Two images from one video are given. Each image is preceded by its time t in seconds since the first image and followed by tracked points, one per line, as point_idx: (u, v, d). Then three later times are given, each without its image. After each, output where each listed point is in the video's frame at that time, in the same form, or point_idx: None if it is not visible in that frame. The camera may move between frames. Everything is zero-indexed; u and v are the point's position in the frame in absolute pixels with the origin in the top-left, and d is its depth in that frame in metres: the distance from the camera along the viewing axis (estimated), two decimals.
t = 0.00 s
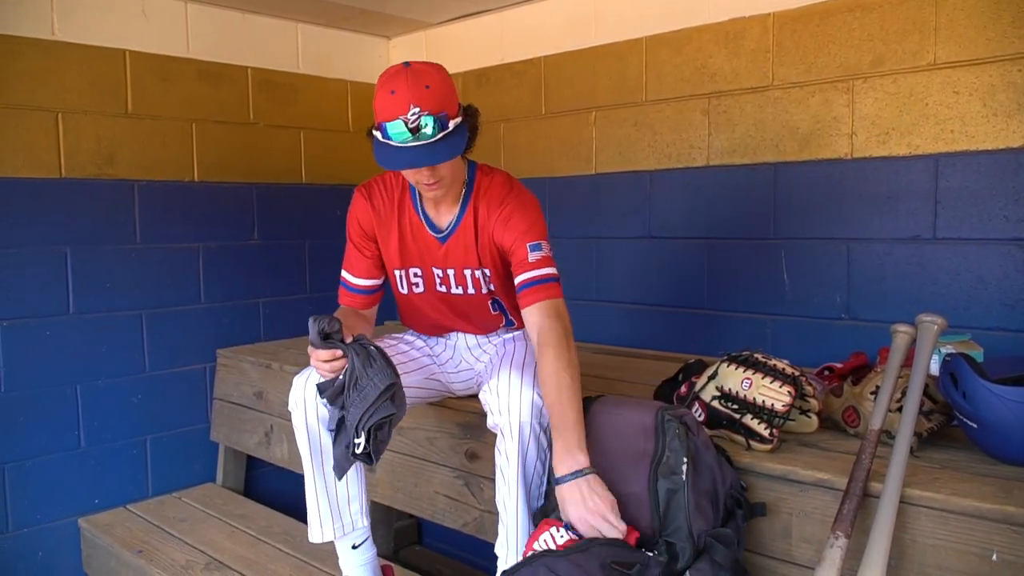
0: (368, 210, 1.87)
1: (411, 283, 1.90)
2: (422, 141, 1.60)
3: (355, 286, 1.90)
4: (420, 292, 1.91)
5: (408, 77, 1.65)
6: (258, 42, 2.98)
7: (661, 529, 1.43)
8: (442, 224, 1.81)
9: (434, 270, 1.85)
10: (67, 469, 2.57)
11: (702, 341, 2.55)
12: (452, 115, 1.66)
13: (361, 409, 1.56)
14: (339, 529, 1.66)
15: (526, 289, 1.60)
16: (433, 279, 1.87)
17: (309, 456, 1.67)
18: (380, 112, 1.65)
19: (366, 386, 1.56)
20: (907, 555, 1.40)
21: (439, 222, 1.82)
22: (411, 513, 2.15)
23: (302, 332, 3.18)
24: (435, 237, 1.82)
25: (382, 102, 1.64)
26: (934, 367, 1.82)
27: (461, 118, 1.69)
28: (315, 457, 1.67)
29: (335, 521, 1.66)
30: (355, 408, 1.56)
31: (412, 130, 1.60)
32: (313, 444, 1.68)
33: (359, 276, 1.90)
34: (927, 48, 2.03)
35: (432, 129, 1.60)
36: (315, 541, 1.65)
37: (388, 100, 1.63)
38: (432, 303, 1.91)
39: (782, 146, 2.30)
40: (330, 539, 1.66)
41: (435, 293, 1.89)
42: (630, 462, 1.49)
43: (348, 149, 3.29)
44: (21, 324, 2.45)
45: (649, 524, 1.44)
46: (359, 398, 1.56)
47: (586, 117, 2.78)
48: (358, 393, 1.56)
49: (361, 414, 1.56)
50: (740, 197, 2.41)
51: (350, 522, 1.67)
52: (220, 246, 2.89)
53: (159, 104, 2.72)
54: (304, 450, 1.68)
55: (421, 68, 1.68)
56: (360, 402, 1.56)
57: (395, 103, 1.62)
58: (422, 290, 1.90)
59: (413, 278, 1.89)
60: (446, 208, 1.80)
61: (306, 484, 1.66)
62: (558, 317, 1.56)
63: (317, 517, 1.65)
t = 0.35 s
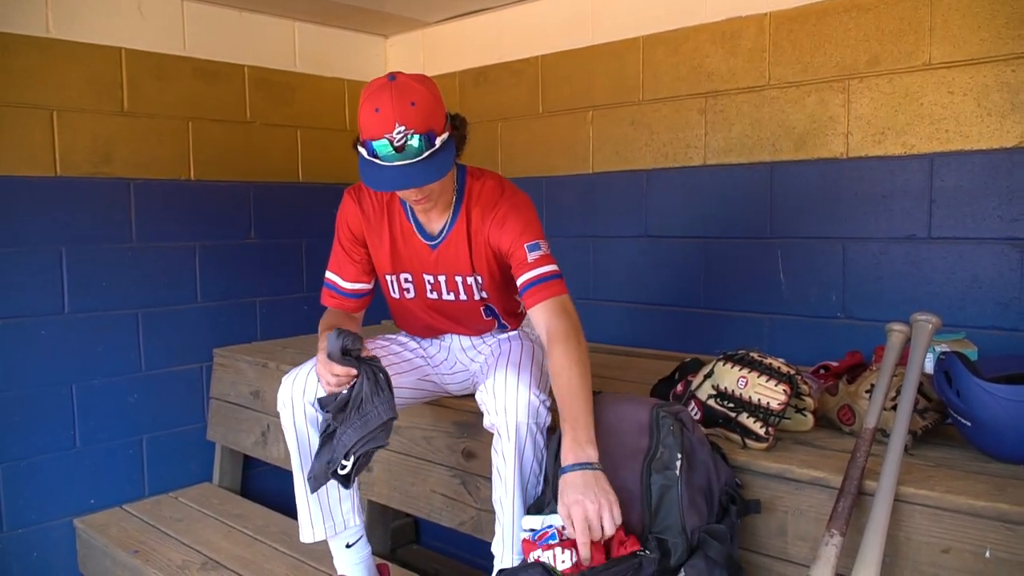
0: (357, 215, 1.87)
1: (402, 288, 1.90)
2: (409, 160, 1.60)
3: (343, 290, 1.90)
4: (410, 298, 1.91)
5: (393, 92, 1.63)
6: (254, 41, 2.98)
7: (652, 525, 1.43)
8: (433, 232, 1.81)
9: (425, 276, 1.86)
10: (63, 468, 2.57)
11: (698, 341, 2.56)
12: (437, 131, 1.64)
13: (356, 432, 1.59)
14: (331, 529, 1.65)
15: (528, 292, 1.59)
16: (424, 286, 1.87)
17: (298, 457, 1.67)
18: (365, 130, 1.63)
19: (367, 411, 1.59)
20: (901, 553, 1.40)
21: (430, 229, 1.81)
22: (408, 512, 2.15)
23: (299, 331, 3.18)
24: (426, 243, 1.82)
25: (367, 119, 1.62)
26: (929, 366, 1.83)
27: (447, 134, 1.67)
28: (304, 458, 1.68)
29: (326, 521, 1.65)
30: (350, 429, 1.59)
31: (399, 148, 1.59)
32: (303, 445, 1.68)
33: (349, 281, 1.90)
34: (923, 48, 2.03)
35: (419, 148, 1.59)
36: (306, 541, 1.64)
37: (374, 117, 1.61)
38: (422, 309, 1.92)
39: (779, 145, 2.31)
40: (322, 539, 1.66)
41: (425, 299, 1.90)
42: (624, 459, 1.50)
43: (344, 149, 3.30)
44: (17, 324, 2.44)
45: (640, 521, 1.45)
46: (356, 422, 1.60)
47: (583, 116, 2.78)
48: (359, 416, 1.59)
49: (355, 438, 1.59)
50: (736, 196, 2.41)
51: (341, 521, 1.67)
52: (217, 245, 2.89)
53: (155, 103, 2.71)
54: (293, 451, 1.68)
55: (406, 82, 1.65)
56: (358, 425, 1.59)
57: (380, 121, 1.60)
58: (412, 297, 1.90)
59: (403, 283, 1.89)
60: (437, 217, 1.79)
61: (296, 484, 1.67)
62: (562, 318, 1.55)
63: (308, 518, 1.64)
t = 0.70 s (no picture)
0: (366, 215, 1.81)
1: (409, 286, 1.87)
2: (421, 148, 1.58)
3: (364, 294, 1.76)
4: (417, 296, 1.88)
5: (405, 81, 1.62)
6: (249, 38, 2.97)
7: (646, 520, 1.42)
8: (443, 223, 1.81)
9: (435, 271, 1.85)
10: (58, 467, 2.56)
11: (694, 339, 2.56)
12: (448, 120, 1.63)
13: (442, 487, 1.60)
14: (322, 526, 1.65)
15: (558, 263, 1.66)
16: (432, 281, 1.86)
17: (287, 457, 1.67)
18: (377, 118, 1.61)
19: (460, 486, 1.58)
20: (896, 551, 1.40)
21: (438, 221, 1.82)
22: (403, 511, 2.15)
23: (294, 330, 3.17)
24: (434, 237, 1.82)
25: (378, 108, 1.61)
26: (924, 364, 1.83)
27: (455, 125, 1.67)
28: (292, 457, 1.67)
29: (317, 519, 1.66)
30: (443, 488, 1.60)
31: (410, 136, 1.57)
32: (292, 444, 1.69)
33: (367, 283, 1.77)
34: (918, 45, 2.03)
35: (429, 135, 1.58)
36: (299, 540, 1.65)
37: (386, 104, 1.60)
38: (431, 309, 1.89)
39: (775, 143, 2.31)
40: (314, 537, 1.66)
41: (433, 296, 1.88)
42: (619, 455, 1.49)
43: (340, 147, 3.29)
44: (12, 322, 2.44)
45: (635, 517, 1.43)
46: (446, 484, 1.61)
47: (579, 114, 2.77)
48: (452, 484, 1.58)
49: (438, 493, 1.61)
50: (731, 194, 2.41)
51: (333, 518, 1.67)
52: (212, 244, 2.88)
53: (149, 101, 2.70)
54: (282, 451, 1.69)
55: (416, 71, 1.65)
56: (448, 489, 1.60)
57: (392, 109, 1.59)
58: (421, 295, 1.88)
59: (412, 280, 1.86)
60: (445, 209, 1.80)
61: (286, 484, 1.67)
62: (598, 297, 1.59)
63: (299, 516, 1.65)
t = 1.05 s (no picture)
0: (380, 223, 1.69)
1: (421, 291, 1.81)
2: (430, 136, 1.57)
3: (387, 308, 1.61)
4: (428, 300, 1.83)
5: (415, 71, 1.61)
6: (241, 35, 2.95)
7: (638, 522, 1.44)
8: (451, 220, 1.78)
9: (447, 270, 1.81)
10: (47, 465, 2.55)
11: (686, 337, 2.56)
12: (458, 108, 1.62)
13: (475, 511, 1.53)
14: (313, 525, 1.65)
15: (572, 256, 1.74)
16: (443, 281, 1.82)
17: (278, 457, 1.69)
18: (387, 109, 1.60)
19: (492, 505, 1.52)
20: (886, 548, 1.41)
21: (445, 219, 1.78)
22: (395, 509, 2.15)
23: (286, 328, 3.16)
24: (447, 237, 1.78)
25: (388, 98, 1.60)
26: (915, 362, 1.84)
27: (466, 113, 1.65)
28: (283, 457, 1.69)
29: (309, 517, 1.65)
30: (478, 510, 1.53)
31: (421, 126, 1.56)
32: (283, 443, 1.69)
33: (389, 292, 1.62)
34: (910, 45, 2.04)
35: (439, 124, 1.56)
36: (289, 539, 1.65)
37: (396, 95, 1.59)
38: (438, 309, 1.86)
39: (767, 142, 2.31)
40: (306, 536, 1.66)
41: (443, 297, 1.84)
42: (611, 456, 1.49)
43: (332, 144, 3.28)
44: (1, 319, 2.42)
45: (626, 519, 1.44)
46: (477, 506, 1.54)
47: (572, 112, 2.77)
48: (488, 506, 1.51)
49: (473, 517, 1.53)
50: (723, 193, 2.42)
51: (323, 517, 1.66)
52: (203, 241, 2.87)
53: (140, 97, 2.69)
54: (274, 450, 1.69)
55: (424, 61, 1.64)
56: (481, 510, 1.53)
57: (403, 98, 1.58)
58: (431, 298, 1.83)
59: (424, 285, 1.81)
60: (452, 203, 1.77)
61: (277, 483, 1.67)
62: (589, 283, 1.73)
63: (290, 516, 1.65)
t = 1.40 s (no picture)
0: (375, 186, 1.85)
1: (409, 258, 1.88)
2: (432, 93, 1.70)
3: (362, 266, 1.83)
4: (416, 269, 1.89)
5: (427, 36, 1.76)
6: (233, 33, 2.94)
7: (629, 518, 1.44)
8: (445, 192, 1.90)
9: (437, 241, 1.89)
10: (38, 464, 2.53)
11: (679, 335, 2.56)
12: (461, 71, 1.76)
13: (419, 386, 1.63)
14: (311, 523, 1.64)
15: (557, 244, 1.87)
16: (433, 252, 1.89)
17: (279, 453, 1.67)
18: (396, 65, 1.75)
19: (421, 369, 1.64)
20: (878, 546, 1.41)
21: (441, 190, 1.90)
22: (387, 508, 2.14)
23: (278, 326, 3.15)
24: (440, 206, 1.89)
25: (399, 56, 1.74)
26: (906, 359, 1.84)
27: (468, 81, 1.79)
28: (283, 454, 1.66)
29: (307, 515, 1.64)
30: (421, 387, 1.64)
31: (426, 81, 1.70)
32: (284, 439, 1.67)
33: (364, 257, 1.83)
34: (902, 43, 2.04)
35: (442, 84, 1.71)
36: (286, 536, 1.63)
37: (405, 53, 1.74)
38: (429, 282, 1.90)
39: (759, 140, 2.31)
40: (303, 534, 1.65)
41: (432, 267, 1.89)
42: (603, 451, 1.49)
43: (325, 142, 3.27)
44: None
45: (618, 515, 1.44)
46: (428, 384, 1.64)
47: (565, 110, 2.77)
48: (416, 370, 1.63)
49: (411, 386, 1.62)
50: (716, 191, 2.41)
51: (322, 516, 1.65)
52: (195, 239, 2.86)
53: (132, 95, 2.67)
54: (274, 446, 1.67)
55: (438, 31, 1.79)
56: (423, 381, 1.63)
57: (411, 57, 1.73)
58: (419, 267, 1.88)
59: (413, 252, 1.88)
60: (451, 176, 1.90)
61: (276, 480, 1.65)
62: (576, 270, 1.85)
63: (289, 513, 1.63)
